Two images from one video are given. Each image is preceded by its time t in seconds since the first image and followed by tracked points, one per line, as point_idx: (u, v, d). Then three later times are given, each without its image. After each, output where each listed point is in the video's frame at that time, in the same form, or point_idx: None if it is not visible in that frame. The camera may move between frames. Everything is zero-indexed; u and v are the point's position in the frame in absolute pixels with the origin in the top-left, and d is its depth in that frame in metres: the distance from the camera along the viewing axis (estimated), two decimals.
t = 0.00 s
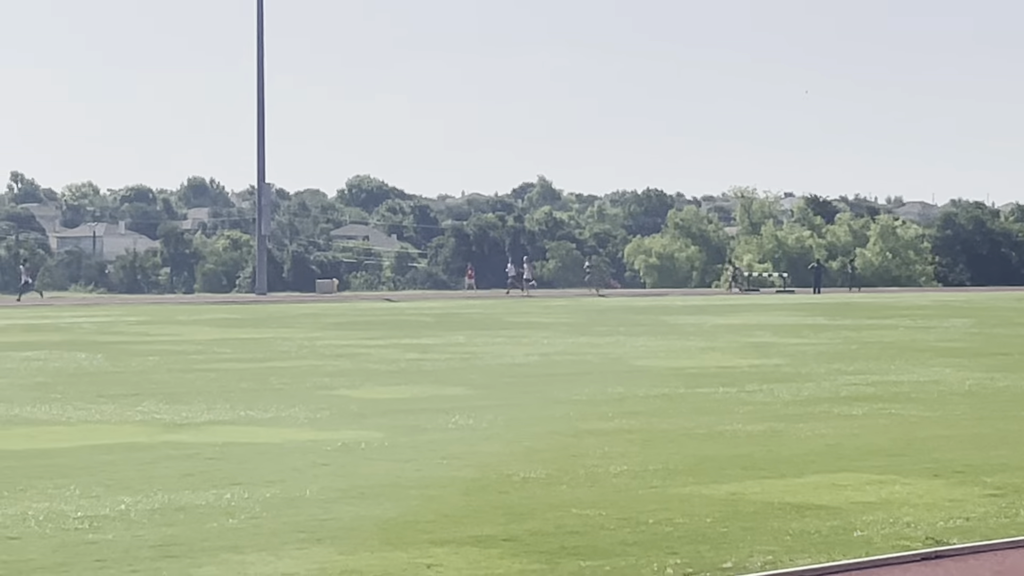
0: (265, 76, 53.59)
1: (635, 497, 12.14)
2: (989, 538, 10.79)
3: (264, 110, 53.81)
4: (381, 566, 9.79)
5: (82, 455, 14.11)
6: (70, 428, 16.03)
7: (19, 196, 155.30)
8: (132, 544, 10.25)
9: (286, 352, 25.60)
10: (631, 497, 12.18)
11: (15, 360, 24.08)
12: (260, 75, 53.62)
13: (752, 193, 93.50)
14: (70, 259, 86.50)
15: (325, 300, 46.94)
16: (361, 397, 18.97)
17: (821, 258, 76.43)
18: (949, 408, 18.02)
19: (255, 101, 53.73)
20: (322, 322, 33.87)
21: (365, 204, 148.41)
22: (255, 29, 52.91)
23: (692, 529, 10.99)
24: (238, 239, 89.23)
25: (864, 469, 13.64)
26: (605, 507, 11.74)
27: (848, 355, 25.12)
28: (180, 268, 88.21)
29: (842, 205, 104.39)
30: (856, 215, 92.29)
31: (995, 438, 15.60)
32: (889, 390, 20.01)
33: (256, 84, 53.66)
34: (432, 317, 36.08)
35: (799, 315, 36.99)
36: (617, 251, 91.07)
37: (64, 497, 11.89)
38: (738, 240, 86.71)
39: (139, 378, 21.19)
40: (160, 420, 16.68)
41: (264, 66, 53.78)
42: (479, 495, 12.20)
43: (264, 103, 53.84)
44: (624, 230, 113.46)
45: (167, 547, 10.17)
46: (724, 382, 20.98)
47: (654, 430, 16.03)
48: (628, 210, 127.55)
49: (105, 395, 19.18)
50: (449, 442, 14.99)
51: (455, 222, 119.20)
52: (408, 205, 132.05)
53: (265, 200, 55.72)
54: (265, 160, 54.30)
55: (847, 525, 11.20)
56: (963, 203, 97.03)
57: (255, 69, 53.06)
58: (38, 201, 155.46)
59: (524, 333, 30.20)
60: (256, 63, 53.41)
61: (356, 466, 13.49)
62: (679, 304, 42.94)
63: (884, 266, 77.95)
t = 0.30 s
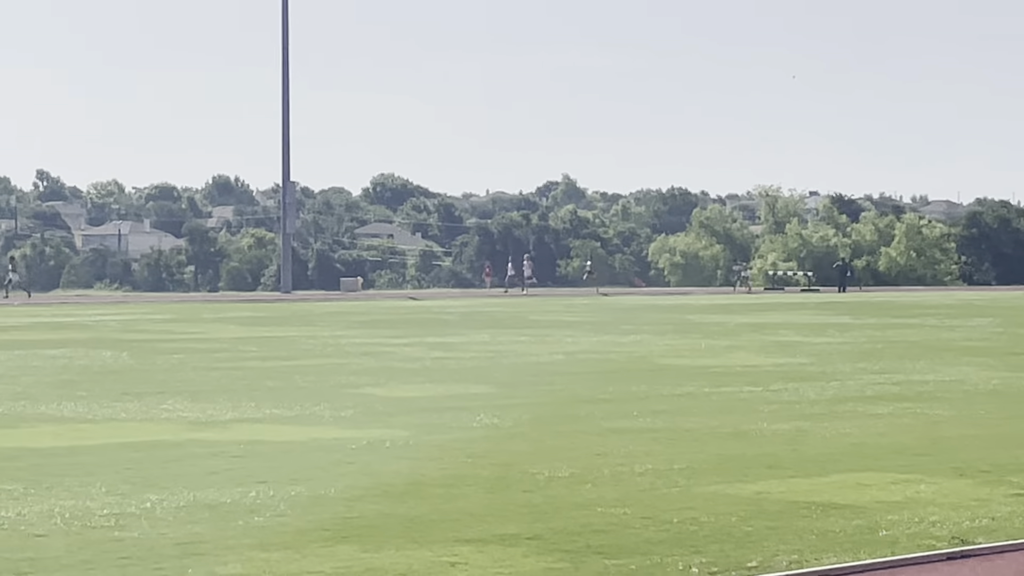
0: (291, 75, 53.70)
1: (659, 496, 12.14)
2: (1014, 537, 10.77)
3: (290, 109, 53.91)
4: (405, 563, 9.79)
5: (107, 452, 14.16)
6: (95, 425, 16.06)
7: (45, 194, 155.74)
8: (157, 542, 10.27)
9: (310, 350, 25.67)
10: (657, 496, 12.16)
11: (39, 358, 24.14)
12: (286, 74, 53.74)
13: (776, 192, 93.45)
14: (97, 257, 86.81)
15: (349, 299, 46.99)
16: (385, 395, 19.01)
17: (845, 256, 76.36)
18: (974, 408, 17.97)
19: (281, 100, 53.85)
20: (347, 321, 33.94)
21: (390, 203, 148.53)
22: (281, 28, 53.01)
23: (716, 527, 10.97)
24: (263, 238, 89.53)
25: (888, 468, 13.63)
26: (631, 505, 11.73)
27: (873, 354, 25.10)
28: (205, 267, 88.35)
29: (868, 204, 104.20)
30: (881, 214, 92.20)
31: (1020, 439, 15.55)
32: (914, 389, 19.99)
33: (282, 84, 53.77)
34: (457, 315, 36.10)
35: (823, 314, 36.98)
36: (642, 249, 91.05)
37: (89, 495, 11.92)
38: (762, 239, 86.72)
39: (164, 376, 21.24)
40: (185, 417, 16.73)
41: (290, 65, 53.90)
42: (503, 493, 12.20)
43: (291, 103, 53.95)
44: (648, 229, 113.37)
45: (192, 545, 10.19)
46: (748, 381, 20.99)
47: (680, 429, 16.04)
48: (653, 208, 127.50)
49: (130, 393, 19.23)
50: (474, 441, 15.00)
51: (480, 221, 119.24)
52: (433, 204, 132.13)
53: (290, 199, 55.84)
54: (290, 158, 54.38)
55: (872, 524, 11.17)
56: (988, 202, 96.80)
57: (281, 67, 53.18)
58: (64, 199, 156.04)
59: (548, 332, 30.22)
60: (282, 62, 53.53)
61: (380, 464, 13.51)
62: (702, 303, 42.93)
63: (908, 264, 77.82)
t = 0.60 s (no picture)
0: (317, 74, 53.75)
1: (685, 496, 12.10)
2: None
3: (317, 107, 53.93)
4: (433, 562, 9.79)
5: (136, 449, 14.18)
6: (122, 423, 16.09)
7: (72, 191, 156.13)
8: (185, 539, 10.28)
9: (337, 348, 25.67)
10: (683, 495, 12.14)
11: (65, 356, 24.18)
12: (312, 72, 53.75)
13: (803, 191, 93.30)
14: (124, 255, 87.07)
15: (374, 297, 46.97)
16: (412, 394, 18.99)
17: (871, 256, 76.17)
18: (1003, 408, 17.91)
19: (307, 99, 53.87)
20: (374, 319, 33.93)
21: (417, 200, 148.56)
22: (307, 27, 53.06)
23: (742, 527, 10.95)
24: (290, 236, 89.82)
25: (915, 468, 13.58)
26: (657, 505, 11.71)
27: (901, 353, 25.02)
28: (232, 265, 88.55)
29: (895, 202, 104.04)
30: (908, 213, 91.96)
31: None
32: (942, 388, 19.92)
33: (309, 83, 53.81)
34: (483, 314, 36.06)
35: (849, 313, 36.87)
36: (668, 247, 91.02)
37: (118, 492, 11.94)
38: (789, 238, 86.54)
39: (191, 374, 21.28)
40: (213, 416, 16.75)
41: (316, 63, 53.94)
42: (531, 493, 12.18)
43: (317, 101, 53.97)
44: (676, 228, 113.22)
45: (217, 543, 10.19)
46: (776, 381, 20.94)
47: (708, 427, 16.01)
48: (680, 207, 127.32)
49: (158, 391, 19.25)
50: (500, 441, 14.98)
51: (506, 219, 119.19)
52: (459, 202, 132.19)
53: (317, 197, 55.84)
54: (316, 156, 54.42)
55: (899, 524, 11.14)
56: (1015, 202, 96.49)
57: (307, 66, 53.21)
58: (91, 197, 156.45)
59: (575, 331, 30.13)
60: (308, 61, 53.56)
61: (407, 463, 13.50)
62: (729, 302, 42.84)
63: (936, 264, 77.58)
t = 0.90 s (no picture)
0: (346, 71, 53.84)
1: (712, 495, 12.10)
2: None
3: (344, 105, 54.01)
4: (460, 560, 9.79)
5: (164, 446, 14.22)
6: (150, 420, 16.14)
7: (100, 189, 156.60)
8: (213, 536, 10.31)
9: (365, 347, 25.69)
10: (709, 495, 12.13)
11: (94, 353, 24.24)
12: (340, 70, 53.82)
13: (831, 190, 93.15)
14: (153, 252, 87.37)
15: (402, 295, 47.03)
16: (438, 392, 19.00)
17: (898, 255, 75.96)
18: None
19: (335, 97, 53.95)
20: (401, 318, 33.96)
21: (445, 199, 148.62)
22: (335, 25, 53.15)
23: (771, 526, 10.93)
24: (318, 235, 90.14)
25: (943, 468, 13.55)
26: (685, 504, 11.70)
27: (928, 353, 24.96)
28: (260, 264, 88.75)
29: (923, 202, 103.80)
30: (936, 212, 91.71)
31: None
32: (970, 388, 19.85)
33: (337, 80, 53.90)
34: (510, 313, 36.06)
35: (877, 312, 36.78)
36: (696, 246, 90.97)
37: (147, 490, 11.97)
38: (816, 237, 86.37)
39: (219, 372, 21.33)
40: (241, 413, 16.79)
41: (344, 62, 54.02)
42: (557, 492, 12.17)
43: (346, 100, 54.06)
44: (703, 227, 113.08)
45: (246, 541, 10.21)
46: (804, 380, 20.91)
47: (736, 427, 16.01)
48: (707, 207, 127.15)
49: (186, 389, 19.30)
50: (527, 439, 14.98)
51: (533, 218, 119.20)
52: (487, 201, 132.27)
53: (344, 195, 55.92)
54: (344, 156, 54.50)
55: (927, 524, 11.12)
56: None
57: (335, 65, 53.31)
58: (120, 195, 156.87)
59: (603, 330, 30.11)
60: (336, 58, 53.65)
61: (434, 461, 13.52)
62: (756, 301, 42.80)
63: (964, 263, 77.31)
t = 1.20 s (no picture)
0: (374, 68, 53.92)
1: (741, 493, 12.09)
2: None
3: (373, 102, 54.06)
4: (488, 558, 9.80)
5: (194, 443, 14.27)
6: (178, 417, 16.18)
7: (129, 186, 156.99)
8: (242, 534, 10.33)
9: (394, 344, 25.73)
10: (738, 493, 12.12)
11: (122, 350, 24.29)
12: (369, 68, 53.92)
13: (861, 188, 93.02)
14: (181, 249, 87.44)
15: (431, 291, 47.05)
16: (466, 390, 19.03)
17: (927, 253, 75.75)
18: None
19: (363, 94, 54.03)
20: (429, 315, 33.99)
21: (473, 197, 148.73)
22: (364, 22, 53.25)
23: (798, 526, 10.93)
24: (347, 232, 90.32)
25: (971, 467, 13.52)
26: (712, 502, 11.71)
27: (957, 352, 24.91)
28: (289, 261, 88.90)
29: (952, 201, 103.58)
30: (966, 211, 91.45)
31: None
32: (1000, 388, 19.78)
33: (366, 77, 53.99)
34: (538, 310, 36.06)
35: (906, 311, 36.72)
36: (725, 244, 90.93)
37: (175, 486, 12.01)
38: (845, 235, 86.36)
39: (248, 368, 21.41)
40: (267, 410, 16.82)
41: (372, 59, 54.10)
42: (585, 489, 12.18)
43: (374, 96, 54.10)
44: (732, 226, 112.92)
45: (275, 538, 10.23)
46: (833, 378, 20.88)
47: (764, 425, 15.99)
48: (737, 205, 127.01)
49: (215, 385, 19.36)
50: (555, 436, 15.00)
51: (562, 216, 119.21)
52: (515, 199, 132.30)
53: (373, 192, 56.00)
54: (373, 152, 54.54)
55: (955, 523, 11.10)
56: None
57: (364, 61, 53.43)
58: (149, 192, 157.24)
59: (631, 328, 30.08)
60: (365, 55, 53.73)
61: (463, 459, 13.51)
62: (786, 299, 42.81)
63: (993, 261, 77.04)
